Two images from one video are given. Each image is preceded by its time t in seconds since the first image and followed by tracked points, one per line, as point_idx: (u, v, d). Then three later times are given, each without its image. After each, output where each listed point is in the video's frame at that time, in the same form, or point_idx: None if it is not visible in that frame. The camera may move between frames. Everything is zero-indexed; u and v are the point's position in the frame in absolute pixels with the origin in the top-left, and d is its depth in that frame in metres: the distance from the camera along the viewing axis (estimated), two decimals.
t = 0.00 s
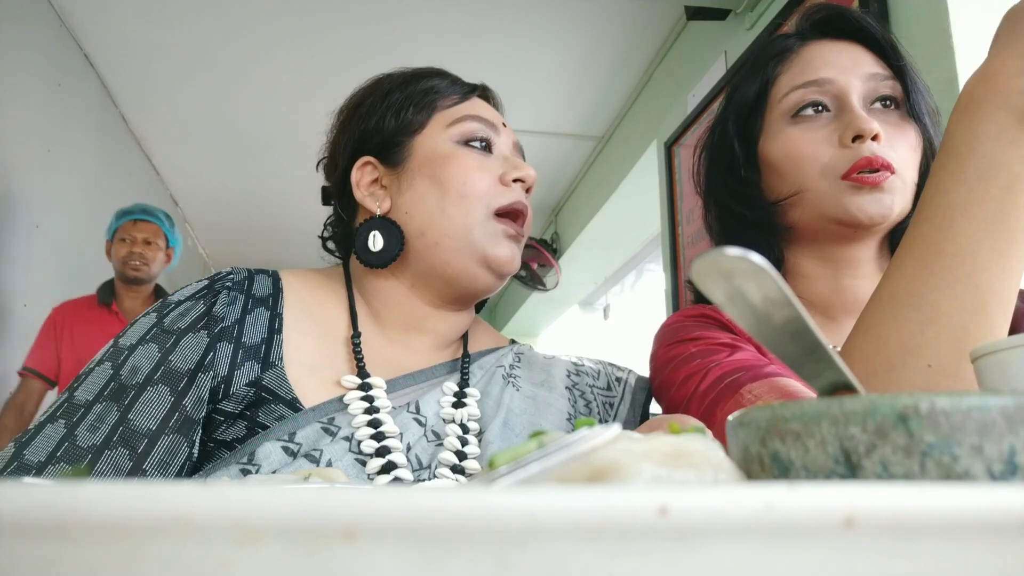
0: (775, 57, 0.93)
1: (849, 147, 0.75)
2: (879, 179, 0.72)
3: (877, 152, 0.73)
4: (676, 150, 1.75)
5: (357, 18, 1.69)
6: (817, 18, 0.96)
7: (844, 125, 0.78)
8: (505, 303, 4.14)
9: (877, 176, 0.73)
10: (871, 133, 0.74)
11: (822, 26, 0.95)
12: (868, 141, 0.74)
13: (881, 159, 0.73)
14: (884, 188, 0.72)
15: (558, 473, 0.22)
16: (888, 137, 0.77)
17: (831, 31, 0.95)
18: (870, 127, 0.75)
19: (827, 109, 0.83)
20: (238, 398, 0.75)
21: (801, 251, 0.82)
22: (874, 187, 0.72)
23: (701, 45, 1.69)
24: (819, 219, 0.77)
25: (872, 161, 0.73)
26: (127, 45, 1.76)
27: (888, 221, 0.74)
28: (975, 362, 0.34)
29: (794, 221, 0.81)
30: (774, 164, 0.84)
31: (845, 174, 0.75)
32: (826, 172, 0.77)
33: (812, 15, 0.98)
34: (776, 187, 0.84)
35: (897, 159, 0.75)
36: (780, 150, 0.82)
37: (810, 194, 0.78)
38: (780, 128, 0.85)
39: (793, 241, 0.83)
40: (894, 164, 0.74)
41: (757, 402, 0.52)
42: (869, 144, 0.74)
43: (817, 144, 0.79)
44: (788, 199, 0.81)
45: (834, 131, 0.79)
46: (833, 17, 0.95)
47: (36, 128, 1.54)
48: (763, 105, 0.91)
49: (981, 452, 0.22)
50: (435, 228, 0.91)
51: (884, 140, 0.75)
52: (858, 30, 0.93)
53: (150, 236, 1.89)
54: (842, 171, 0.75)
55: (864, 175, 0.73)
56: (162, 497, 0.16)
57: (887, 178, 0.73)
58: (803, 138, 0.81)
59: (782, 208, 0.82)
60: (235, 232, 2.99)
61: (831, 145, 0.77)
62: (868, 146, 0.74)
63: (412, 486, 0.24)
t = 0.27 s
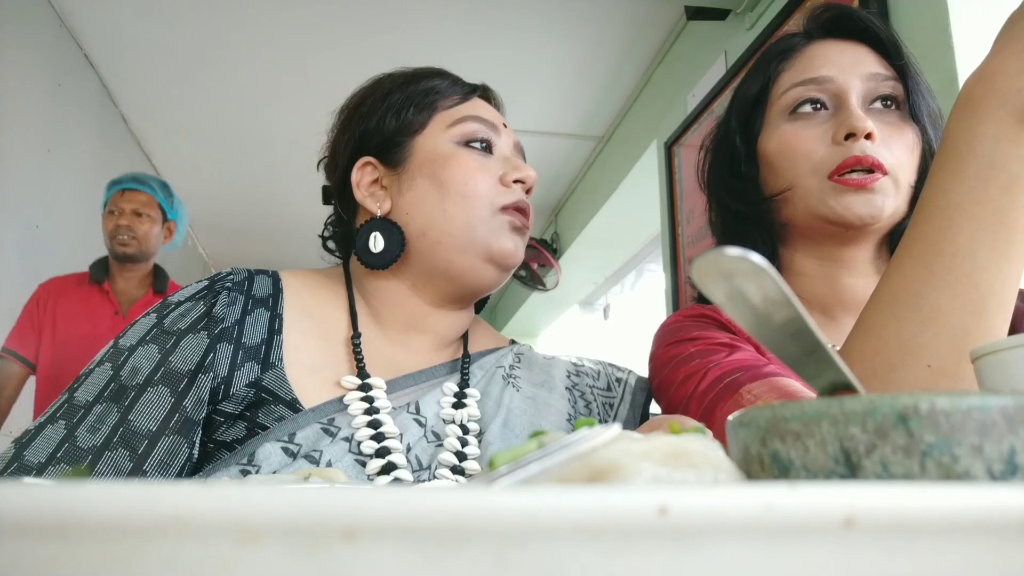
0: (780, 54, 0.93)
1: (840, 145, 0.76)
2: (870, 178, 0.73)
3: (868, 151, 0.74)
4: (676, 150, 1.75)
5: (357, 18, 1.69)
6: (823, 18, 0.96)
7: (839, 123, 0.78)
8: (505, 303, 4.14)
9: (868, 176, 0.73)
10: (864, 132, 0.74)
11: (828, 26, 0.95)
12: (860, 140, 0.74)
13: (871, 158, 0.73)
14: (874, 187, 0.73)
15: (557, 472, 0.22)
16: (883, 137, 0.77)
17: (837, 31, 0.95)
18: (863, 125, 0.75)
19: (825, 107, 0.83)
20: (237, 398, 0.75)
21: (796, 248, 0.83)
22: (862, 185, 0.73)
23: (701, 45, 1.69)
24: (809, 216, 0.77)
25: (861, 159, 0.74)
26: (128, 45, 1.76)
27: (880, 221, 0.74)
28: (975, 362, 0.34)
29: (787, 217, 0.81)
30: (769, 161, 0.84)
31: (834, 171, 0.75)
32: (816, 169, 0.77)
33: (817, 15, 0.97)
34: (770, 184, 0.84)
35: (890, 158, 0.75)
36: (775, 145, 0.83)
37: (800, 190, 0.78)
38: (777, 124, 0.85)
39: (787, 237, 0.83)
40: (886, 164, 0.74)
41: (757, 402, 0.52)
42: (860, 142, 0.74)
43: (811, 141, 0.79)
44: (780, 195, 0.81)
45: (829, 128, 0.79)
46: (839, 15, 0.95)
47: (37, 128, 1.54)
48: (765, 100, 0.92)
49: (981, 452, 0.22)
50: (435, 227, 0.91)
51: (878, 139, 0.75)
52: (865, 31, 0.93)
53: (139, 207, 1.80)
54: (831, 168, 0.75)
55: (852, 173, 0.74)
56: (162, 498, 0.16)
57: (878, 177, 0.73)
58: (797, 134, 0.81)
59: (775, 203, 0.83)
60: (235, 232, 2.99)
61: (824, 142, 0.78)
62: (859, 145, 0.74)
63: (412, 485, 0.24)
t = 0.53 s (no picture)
0: (776, 57, 0.93)
1: (853, 146, 0.75)
2: (885, 177, 0.72)
3: (881, 151, 0.73)
4: (676, 150, 1.75)
5: (357, 18, 1.69)
6: (816, 18, 0.96)
7: (848, 123, 0.78)
8: (506, 303, 4.14)
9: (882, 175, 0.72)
10: (875, 132, 0.74)
11: (822, 26, 0.95)
12: (871, 140, 0.74)
13: (886, 157, 0.73)
14: (889, 186, 0.72)
15: (558, 472, 0.22)
16: (891, 134, 0.77)
17: (833, 31, 0.95)
18: (873, 125, 0.75)
19: (829, 108, 0.83)
20: (238, 399, 0.75)
21: (807, 250, 0.82)
22: (878, 184, 0.72)
23: (701, 45, 1.69)
24: (825, 218, 0.77)
25: (876, 160, 0.73)
26: (128, 45, 1.76)
27: (895, 218, 0.74)
28: (975, 362, 0.34)
29: (800, 221, 0.80)
30: (778, 165, 0.83)
31: (848, 172, 0.75)
32: (829, 170, 0.76)
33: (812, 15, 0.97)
34: (779, 188, 0.83)
35: (901, 156, 0.75)
36: (783, 149, 0.82)
37: (814, 192, 0.77)
38: (783, 128, 0.85)
39: (798, 240, 0.83)
40: (898, 161, 0.74)
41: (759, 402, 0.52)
42: (871, 142, 0.74)
43: (820, 142, 0.79)
44: (792, 199, 0.81)
45: (837, 130, 0.79)
46: (834, 16, 0.95)
47: (36, 128, 1.54)
48: (765, 104, 0.92)
49: (981, 452, 0.22)
50: (436, 227, 0.91)
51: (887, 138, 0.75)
52: (860, 30, 0.93)
53: (108, 160, 1.59)
54: (846, 169, 0.75)
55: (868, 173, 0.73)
56: (161, 500, 0.16)
57: (893, 176, 0.72)
58: (806, 137, 0.81)
59: (786, 207, 0.82)
60: (235, 233, 2.99)
61: (834, 143, 0.77)
62: (871, 145, 0.74)
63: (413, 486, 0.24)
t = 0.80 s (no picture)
0: (778, 57, 0.92)
1: (862, 146, 0.75)
2: (893, 177, 0.72)
3: (890, 151, 0.73)
4: (676, 149, 1.75)
5: (357, 18, 1.69)
6: (814, 19, 0.96)
7: (855, 124, 0.78)
8: (506, 303, 4.14)
9: (890, 174, 0.72)
10: (884, 132, 0.74)
11: (822, 26, 0.95)
12: (880, 140, 0.74)
13: (894, 157, 0.73)
14: (896, 186, 0.72)
15: (558, 472, 0.22)
16: (897, 134, 0.77)
17: (833, 31, 0.95)
18: (883, 125, 0.75)
19: (835, 109, 0.83)
20: (237, 397, 0.75)
21: (810, 250, 0.82)
22: (889, 184, 0.72)
23: (701, 45, 1.69)
24: (834, 219, 0.77)
25: (886, 159, 0.73)
26: (128, 45, 1.76)
27: (901, 218, 0.74)
28: (975, 362, 0.34)
29: (806, 221, 0.80)
30: (784, 165, 0.83)
31: (859, 172, 0.74)
32: (838, 170, 0.76)
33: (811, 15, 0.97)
34: (785, 188, 0.83)
35: (908, 155, 0.75)
36: (791, 150, 0.82)
37: (822, 193, 0.77)
38: (788, 128, 0.84)
39: (803, 240, 0.82)
40: (906, 161, 0.74)
41: (759, 401, 0.52)
42: (881, 142, 0.74)
43: (828, 142, 0.78)
44: (799, 199, 0.80)
45: (845, 130, 0.79)
46: (830, 19, 0.95)
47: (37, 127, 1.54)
48: (768, 104, 0.91)
49: (981, 452, 0.22)
50: (436, 228, 0.91)
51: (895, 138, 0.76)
52: (858, 31, 0.93)
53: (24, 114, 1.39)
54: (856, 169, 0.75)
55: (878, 173, 0.73)
56: (161, 499, 0.16)
57: (901, 176, 0.73)
58: (813, 138, 0.80)
59: (793, 208, 0.82)
60: (235, 232, 2.99)
61: (843, 143, 0.77)
62: (881, 145, 0.74)
63: (412, 486, 0.24)
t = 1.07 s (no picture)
0: (780, 55, 0.92)
1: (861, 143, 0.75)
2: (891, 173, 0.72)
3: (889, 148, 0.74)
4: (676, 149, 1.75)
5: (357, 18, 1.69)
6: (818, 20, 0.96)
7: (854, 121, 0.78)
8: (505, 303, 4.14)
9: (888, 171, 0.72)
10: (883, 130, 0.74)
11: (825, 27, 0.96)
12: (879, 138, 0.74)
13: (893, 155, 0.73)
14: (895, 183, 0.72)
15: (558, 472, 0.23)
16: (896, 133, 0.77)
17: (835, 32, 0.95)
18: (881, 123, 0.75)
19: (834, 107, 0.83)
20: (237, 396, 0.75)
21: (808, 248, 0.82)
22: (887, 181, 0.72)
23: (701, 45, 1.69)
24: (831, 215, 0.77)
25: (884, 156, 0.73)
26: (128, 45, 1.76)
27: (899, 215, 0.74)
28: (975, 361, 0.34)
29: (804, 218, 0.80)
30: (783, 162, 0.83)
31: (857, 169, 0.74)
32: (836, 167, 0.76)
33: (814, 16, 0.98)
34: (784, 185, 0.83)
35: (907, 154, 0.75)
36: (791, 146, 0.82)
37: (820, 189, 0.77)
38: (788, 126, 0.84)
39: (801, 237, 0.82)
40: (905, 159, 0.74)
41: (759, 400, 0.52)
42: (880, 139, 0.74)
43: (828, 139, 0.78)
44: (797, 196, 0.80)
45: (845, 127, 0.79)
46: (837, 18, 0.95)
47: (37, 127, 1.54)
48: (769, 102, 0.91)
49: (981, 452, 0.22)
50: (434, 226, 0.91)
51: (894, 136, 0.76)
52: (862, 33, 0.94)
53: None
54: (854, 165, 0.75)
55: (877, 170, 0.73)
56: (160, 498, 0.16)
57: (899, 173, 0.73)
58: (813, 134, 0.80)
59: (791, 205, 0.82)
60: (235, 232, 2.99)
61: (842, 140, 0.77)
62: (879, 142, 0.74)
63: (411, 486, 0.24)
